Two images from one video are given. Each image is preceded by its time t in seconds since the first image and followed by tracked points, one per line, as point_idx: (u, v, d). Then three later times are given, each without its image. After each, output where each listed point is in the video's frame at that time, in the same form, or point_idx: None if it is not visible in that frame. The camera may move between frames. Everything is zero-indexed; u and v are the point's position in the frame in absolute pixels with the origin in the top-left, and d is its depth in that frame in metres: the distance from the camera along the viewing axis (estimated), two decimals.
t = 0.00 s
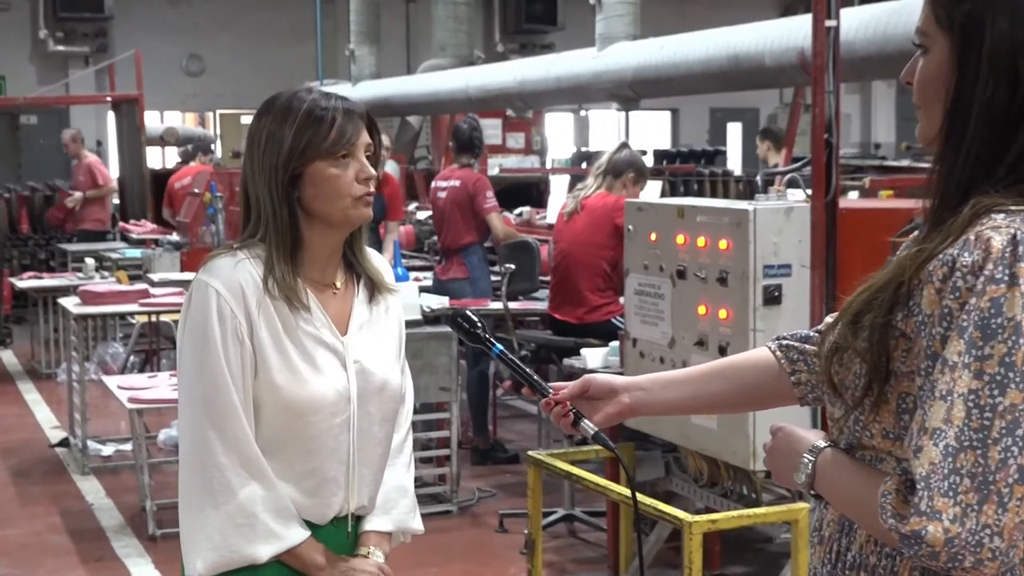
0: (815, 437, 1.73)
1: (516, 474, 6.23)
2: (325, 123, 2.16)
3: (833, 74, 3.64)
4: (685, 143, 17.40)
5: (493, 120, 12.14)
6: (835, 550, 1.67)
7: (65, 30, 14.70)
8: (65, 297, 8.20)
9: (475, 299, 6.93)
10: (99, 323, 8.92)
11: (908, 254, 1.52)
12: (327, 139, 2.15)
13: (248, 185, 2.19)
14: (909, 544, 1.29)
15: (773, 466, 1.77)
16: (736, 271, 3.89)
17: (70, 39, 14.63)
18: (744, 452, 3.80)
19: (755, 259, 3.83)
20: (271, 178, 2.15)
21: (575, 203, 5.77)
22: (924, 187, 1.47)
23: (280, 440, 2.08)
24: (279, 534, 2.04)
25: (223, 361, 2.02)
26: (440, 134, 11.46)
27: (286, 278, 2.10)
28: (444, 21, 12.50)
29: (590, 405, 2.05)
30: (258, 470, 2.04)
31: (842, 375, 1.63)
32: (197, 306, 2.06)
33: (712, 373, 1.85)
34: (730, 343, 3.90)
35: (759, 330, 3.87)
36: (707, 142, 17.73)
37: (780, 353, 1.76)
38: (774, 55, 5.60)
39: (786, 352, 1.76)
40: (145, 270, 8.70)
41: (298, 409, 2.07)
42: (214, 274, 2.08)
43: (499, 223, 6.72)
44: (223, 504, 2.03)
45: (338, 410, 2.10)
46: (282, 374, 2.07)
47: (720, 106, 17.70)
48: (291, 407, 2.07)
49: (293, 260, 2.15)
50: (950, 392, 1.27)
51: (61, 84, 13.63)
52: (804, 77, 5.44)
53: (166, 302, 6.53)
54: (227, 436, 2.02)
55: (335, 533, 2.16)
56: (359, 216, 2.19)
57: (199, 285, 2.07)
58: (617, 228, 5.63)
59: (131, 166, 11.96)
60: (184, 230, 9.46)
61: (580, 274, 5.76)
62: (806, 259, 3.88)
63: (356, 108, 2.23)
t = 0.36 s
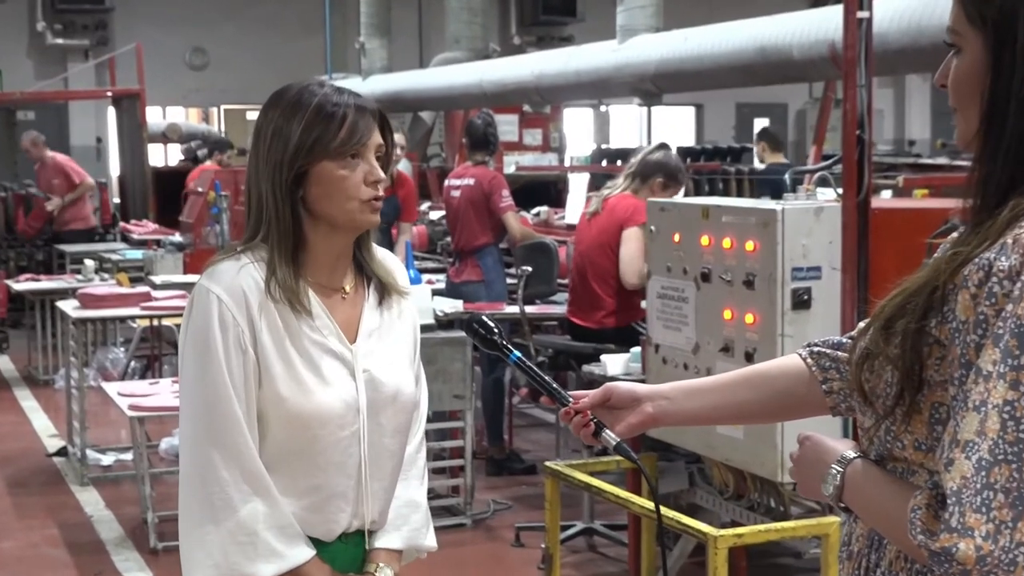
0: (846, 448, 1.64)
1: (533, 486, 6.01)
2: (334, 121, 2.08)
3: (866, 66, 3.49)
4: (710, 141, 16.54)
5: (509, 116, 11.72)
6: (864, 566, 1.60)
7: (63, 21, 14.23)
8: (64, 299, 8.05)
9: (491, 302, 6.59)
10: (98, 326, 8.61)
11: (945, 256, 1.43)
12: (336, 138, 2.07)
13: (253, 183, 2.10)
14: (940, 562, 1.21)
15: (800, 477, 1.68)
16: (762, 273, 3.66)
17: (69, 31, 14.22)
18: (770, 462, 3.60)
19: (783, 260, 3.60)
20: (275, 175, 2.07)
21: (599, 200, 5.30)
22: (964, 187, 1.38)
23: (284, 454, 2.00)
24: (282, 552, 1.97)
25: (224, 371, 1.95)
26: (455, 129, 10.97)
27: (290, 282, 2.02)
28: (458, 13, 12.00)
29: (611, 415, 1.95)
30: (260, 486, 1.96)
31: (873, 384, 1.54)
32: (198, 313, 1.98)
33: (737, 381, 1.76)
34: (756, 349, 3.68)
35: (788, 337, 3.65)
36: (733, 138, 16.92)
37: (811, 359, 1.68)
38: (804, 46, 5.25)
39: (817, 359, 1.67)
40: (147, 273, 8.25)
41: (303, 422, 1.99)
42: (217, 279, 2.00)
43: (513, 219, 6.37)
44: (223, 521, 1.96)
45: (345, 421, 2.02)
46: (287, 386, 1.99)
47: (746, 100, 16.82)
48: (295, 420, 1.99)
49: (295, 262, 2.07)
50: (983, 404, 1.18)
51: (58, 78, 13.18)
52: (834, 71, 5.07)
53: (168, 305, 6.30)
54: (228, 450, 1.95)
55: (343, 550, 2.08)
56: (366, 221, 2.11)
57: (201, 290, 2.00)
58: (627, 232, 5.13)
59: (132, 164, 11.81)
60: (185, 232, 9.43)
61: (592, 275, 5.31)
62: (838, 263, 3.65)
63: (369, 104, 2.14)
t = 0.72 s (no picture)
0: (882, 462, 1.56)
1: (549, 498, 5.73)
2: (338, 118, 1.99)
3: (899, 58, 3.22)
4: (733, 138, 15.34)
5: (523, 112, 11.26)
6: None
7: (61, 14, 13.96)
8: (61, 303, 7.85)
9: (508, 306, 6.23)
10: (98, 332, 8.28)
11: (986, 259, 1.35)
12: (341, 136, 1.98)
13: (254, 183, 2.02)
14: None
15: (835, 493, 1.60)
16: (790, 277, 3.52)
17: (65, 24, 13.90)
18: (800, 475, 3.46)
19: (811, 263, 3.47)
20: (279, 176, 1.98)
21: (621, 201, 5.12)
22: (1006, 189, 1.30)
23: (289, 466, 1.93)
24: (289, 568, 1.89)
25: (225, 381, 1.88)
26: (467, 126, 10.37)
27: (292, 287, 1.95)
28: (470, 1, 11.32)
29: (633, 427, 1.87)
30: (265, 499, 1.89)
31: (910, 395, 1.46)
32: (196, 320, 1.91)
33: (763, 392, 1.67)
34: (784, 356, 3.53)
35: (817, 342, 3.51)
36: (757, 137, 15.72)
37: (842, 369, 1.59)
38: (832, 40, 4.94)
39: (850, 367, 1.58)
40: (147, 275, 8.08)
41: (307, 432, 1.92)
42: (216, 285, 1.93)
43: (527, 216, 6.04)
44: (228, 537, 1.88)
45: (351, 431, 1.95)
46: (290, 396, 1.92)
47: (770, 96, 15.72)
48: (300, 430, 1.92)
49: (298, 267, 2.00)
50: None
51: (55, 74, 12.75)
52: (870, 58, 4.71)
53: (166, 310, 6.06)
54: (230, 463, 1.88)
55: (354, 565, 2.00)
56: (371, 223, 2.02)
57: (199, 297, 1.92)
58: (655, 233, 4.94)
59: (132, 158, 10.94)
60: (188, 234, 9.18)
61: (614, 279, 5.11)
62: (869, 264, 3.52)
63: (375, 101, 2.05)
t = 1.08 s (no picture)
0: (915, 471, 1.47)
1: (562, 510, 5.36)
2: (332, 109, 1.91)
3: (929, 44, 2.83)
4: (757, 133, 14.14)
5: (534, 107, 9.66)
6: None
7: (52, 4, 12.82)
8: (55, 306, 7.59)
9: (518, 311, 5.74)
10: (89, 335, 7.83)
11: None
12: (335, 128, 1.90)
13: (244, 182, 1.93)
14: None
15: (866, 503, 1.51)
16: (813, 279, 3.17)
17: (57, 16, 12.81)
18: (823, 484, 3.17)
19: (836, 264, 3.12)
20: (272, 172, 1.90)
21: (634, 198, 4.72)
22: None
23: (293, 473, 1.85)
24: None
25: (222, 388, 1.80)
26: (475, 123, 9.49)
27: (288, 287, 1.87)
28: None
29: (653, 433, 1.78)
30: (271, 507, 1.82)
31: (944, 403, 1.38)
32: (190, 325, 1.84)
33: (789, 398, 1.60)
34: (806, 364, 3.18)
35: (841, 348, 3.15)
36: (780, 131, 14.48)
37: (874, 374, 1.53)
38: (856, 30, 4.44)
39: (881, 374, 1.53)
40: (140, 276, 7.88)
41: (309, 437, 1.84)
42: (209, 289, 1.85)
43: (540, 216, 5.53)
44: (235, 549, 1.80)
45: (355, 436, 1.87)
46: (290, 400, 1.84)
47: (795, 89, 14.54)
48: (301, 435, 1.84)
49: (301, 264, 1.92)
50: None
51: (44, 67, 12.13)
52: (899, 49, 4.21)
53: (164, 312, 5.70)
54: (230, 473, 1.80)
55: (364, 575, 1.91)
56: (372, 214, 1.94)
57: (193, 300, 1.85)
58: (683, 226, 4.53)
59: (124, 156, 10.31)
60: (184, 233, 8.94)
61: (637, 280, 4.68)
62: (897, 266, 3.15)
63: (366, 89, 1.96)
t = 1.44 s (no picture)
0: (947, 485, 1.39)
1: (572, 527, 4.96)
2: (349, 118, 1.78)
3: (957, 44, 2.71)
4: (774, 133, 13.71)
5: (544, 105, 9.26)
6: None
7: None
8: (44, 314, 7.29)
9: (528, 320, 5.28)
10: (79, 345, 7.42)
11: None
12: (350, 139, 1.78)
13: (242, 187, 1.82)
14: None
15: (895, 519, 1.43)
16: (836, 286, 3.04)
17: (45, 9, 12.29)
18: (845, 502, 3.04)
19: (860, 271, 2.99)
20: (274, 177, 1.78)
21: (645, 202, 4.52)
22: None
23: (298, 489, 1.74)
24: None
25: (223, 401, 1.70)
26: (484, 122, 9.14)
27: (285, 296, 1.77)
28: None
29: (674, 440, 1.69)
30: (279, 523, 1.72)
31: (979, 413, 1.29)
32: (186, 337, 1.73)
33: (812, 405, 1.53)
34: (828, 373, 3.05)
35: (865, 358, 3.02)
36: (802, 131, 14.13)
37: (904, 380, 1.45)
38: (881, 24, 4.20)
39: (912, 378, 1.45)
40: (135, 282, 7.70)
41: (314, 452, 1.73)
42: (204, 298, 1.75)
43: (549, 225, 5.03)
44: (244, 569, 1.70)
45: (362, 449, 1.76)
46: (293, 413, 1.74)
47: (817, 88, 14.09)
48: (305, 451, 1.73)
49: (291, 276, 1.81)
50: None
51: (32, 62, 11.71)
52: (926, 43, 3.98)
53: (158, 319, 5.36)
54: (236, 489, 1.70)
55: None
56: (371, 237, 1.82)
57: (187, 311, 1.74)
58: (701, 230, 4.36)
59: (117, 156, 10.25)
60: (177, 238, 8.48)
61: (652, 287, 4.49)
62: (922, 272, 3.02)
63: (385, 97, 1.83)
